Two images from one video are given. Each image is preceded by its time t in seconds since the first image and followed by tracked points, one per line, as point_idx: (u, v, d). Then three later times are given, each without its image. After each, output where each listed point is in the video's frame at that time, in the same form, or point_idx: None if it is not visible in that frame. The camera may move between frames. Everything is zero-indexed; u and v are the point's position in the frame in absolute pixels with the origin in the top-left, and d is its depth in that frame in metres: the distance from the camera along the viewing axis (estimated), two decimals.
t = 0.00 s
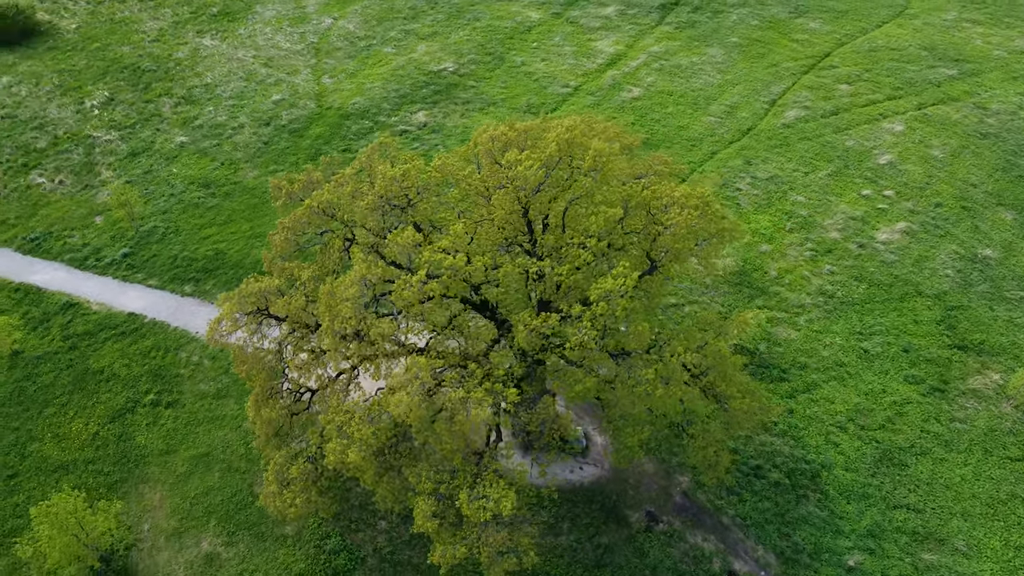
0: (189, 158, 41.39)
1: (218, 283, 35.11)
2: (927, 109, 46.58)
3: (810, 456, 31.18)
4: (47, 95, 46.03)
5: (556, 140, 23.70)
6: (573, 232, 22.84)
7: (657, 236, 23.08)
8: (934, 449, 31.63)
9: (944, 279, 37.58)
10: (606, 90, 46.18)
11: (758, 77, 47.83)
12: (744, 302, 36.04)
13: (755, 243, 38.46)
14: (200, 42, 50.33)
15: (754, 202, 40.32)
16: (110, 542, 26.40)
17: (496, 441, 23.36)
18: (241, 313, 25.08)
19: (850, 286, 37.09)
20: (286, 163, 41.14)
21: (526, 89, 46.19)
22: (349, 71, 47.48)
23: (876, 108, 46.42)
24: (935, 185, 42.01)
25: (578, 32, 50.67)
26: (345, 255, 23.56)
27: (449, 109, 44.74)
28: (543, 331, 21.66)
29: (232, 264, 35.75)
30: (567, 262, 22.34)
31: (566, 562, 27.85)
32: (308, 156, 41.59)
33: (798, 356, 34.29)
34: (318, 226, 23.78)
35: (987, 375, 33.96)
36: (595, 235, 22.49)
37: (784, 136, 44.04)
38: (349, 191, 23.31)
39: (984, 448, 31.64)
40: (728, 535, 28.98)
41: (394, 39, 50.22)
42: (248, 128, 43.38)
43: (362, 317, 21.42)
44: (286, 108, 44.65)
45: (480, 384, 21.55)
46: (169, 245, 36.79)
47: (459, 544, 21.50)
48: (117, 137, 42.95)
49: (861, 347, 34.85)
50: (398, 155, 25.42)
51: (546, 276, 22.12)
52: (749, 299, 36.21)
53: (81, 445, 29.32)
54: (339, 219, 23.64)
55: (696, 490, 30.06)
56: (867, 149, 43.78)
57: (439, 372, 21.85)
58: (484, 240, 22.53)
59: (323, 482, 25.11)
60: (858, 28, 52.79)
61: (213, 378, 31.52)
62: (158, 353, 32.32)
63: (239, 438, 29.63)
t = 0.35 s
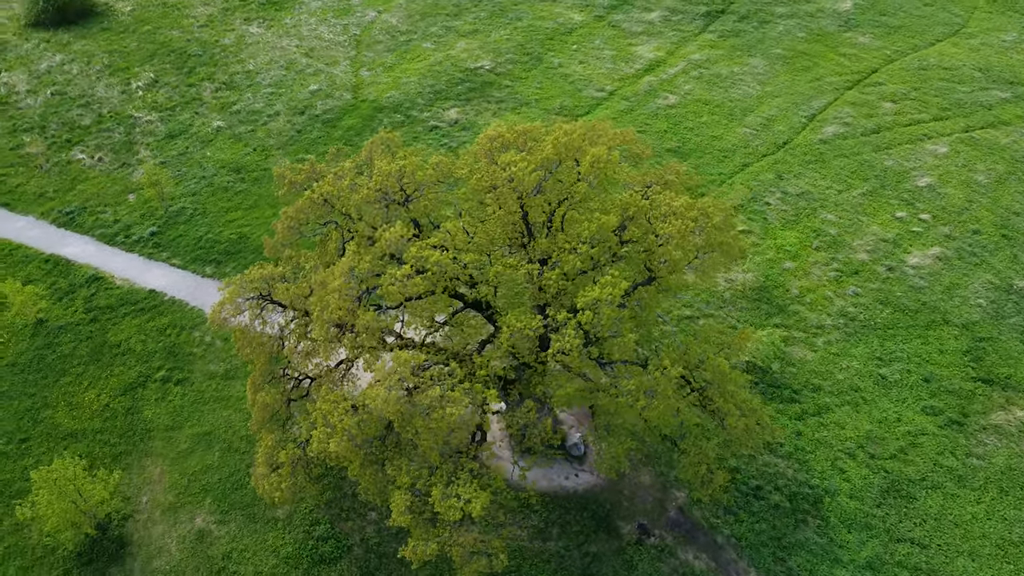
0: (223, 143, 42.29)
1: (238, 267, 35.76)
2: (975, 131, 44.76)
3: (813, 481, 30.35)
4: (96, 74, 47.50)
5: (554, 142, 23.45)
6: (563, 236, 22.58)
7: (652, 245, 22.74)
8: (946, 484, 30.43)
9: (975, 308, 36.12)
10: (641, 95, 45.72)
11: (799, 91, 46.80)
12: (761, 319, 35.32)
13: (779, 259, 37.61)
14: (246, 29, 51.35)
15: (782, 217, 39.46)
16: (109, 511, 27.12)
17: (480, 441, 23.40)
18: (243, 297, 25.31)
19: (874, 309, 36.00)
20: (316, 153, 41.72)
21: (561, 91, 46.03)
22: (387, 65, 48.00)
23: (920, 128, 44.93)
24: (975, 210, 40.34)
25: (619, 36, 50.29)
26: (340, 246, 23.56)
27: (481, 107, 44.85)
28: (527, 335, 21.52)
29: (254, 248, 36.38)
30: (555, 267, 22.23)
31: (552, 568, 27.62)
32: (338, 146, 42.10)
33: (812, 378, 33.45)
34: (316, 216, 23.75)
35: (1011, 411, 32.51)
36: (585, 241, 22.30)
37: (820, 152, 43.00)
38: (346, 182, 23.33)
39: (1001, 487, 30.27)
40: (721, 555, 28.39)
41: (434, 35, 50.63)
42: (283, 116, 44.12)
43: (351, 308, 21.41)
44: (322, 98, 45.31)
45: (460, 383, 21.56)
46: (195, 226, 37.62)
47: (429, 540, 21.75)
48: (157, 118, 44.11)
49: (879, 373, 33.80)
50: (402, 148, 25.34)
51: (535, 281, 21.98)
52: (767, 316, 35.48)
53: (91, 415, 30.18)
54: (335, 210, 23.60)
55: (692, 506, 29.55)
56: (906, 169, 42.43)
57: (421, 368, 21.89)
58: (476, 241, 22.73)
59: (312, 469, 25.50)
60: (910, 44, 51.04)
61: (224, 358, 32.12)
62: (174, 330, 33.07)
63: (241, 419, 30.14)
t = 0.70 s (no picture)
0: (255, 130, 43.07)
1: (258, 252, 36.36)
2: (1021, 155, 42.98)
3: (815, 505, 29.59)
4: (142, 57, 48.81)
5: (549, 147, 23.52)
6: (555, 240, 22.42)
7: (644, 254, 22.61)
8: (955, 517, 29.31)
9: (1003, 338, 34.74)
10: (674, 102, 45.22)
11: (838, 105, 45.73)
12: (777, 336, 34.61)
13: (801, 276, 36.78)
14: (290, 19, 52.19)
15: (808, 233, 38.62)
16: (110, 482, 27.83)
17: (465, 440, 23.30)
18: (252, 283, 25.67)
19: (895, 333, 34.98)
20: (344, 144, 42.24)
21: (593, 94, 45.81)
22: (422, 60, 48.38)
23: (962, 149, 43.42)
24: (1012, 237, 38.78)
25: (657, 41, 49.81)
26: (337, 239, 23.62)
27: (512, 107, 44.90)
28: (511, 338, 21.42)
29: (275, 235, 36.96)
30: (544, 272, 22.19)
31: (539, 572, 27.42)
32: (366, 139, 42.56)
33: (823, 399, 32.67)
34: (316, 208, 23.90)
35: None
36: (575, 246, 22.17)
37: (853, 168, 41.98)
38: (343, 175, 23.41)
39: (1014, 525, 28.98)
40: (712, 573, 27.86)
41: (473, 32, 50.91)
42: (316, 107, 44.78)
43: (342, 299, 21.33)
44: (356, 91, 45.88)
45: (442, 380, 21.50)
46: (220, 210, 38.37)
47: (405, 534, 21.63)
48: (195, 103, 45.11)
49: (894, 399, 32.82)
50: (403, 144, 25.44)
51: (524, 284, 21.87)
52: (783, 333, 34.77)
53: (103, 389, 31.00)
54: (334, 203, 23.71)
55: (687, 520, 29.06)
56: (942, 191, 41.10)
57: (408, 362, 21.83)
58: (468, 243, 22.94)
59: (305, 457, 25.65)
60: (960, 62, 49.31)
61: (235, 341, 32.69)
62: (190, 310, 33.77)
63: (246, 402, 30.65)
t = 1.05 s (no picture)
0: (292, 118, 43.85)
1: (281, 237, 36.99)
2: None
3: (814, 532, 28.74)
4: (192, 41, 50.10)
5: (547, 150, 23.34)
6: (546, 244, 22.26)
7: (635, 264, 22.38)
8: (961, 558, 28.09)
9: None
10: (711, 112, 44.51)
11: (882, 123, 44.39)
12: (792, 356, 33.80)
13: (824, 296, 35.83)
14: (337, 11, 52.99)
15: (836, 253, 37.61)
16: (115, 452, 28.66)
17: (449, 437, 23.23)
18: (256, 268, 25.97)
19: (918, 362, 33.80)
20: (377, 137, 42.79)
21: (629, 99, 45.41)
22: (462, 57, 48.68)
23: (1010, 175, 41.60)
24: None
25: (701, 49, 49.12)
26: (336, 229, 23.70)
27: (547, 108, 44.81)
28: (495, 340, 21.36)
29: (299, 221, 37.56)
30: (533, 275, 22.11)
31: None
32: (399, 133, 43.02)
33: (834, 424, 31.75)
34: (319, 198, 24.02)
35: None
36: (564, 251, 21.93)
37: (891, 189, 40.73)
38: (343, 167, 23.57)
39: None
40: None
41: (515, 32, 50.98)
42: (353, 98, 45.36)
43: (334, 290, 21.35)
44: (393, 85, 46.38)
45: (423, 377, 21.45)
46: (250, 195, 39.15)
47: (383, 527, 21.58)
48: (237, 88, 46.12)
49: (909, 430, 31.69)
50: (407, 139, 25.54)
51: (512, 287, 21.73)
52: (800, 353, 33.95)
53: (120, 362, 31.96)
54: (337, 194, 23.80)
55: (680, 537, 28.58)
56: (984, 218, 39.47)
57: (393, 356, 21.84)
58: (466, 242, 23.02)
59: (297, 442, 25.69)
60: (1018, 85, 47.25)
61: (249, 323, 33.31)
62: (210, 291, 34.53)
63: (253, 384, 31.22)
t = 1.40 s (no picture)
0: (325, 108, 44.45)
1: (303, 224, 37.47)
2: None
3: (811, 556, 27.92)
4: (238, 28, 51.18)
5: (545, 154, 23.22)
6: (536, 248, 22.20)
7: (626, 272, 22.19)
8: None
9: None
10: (746, 122, 43.76)
11: (923, 142, 43.04)
12: (805, 376, 33.02)
13: (844, 316, 34.93)
14: (382, 4, 53.58)
15: (862, 273, 36.64)
16: (122, 424, 29.44)
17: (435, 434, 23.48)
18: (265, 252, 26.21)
19: (937, 390, 32.70)
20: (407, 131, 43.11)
21: (663, 105, 44.91)
22: (499, 55, 48.78)
23: None
24: None
25: (742, 58, 48.34)
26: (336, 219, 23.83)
27: (579, 109, 44.61)
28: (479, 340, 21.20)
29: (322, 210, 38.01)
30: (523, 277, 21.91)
31: None
32: (429, 128, 43.28)
33: (842, 448, 30.94)
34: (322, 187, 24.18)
35: None
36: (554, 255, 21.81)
37: (926, 210, 39.45)
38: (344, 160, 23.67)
39: None
40: None
41: (555, 32, 50.88)
42: (387, 91, 45.81)
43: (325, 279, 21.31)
44: (428, 80, 46.66)
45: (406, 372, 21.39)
46: (277, 181, 39.78)
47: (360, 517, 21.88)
48: (276, 76, 46.95)
49: (921, 459, 30.62)
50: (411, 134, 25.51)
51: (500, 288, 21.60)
52: (813, 373, 33.15)
53: (137, 337, 32.81)
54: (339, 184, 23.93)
55: (671, 551, 28.11)
56: None
57: (379, 348, 21.77)
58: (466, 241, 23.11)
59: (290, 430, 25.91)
60: None
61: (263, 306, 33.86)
62: (229, 273, 35.18)
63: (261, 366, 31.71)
